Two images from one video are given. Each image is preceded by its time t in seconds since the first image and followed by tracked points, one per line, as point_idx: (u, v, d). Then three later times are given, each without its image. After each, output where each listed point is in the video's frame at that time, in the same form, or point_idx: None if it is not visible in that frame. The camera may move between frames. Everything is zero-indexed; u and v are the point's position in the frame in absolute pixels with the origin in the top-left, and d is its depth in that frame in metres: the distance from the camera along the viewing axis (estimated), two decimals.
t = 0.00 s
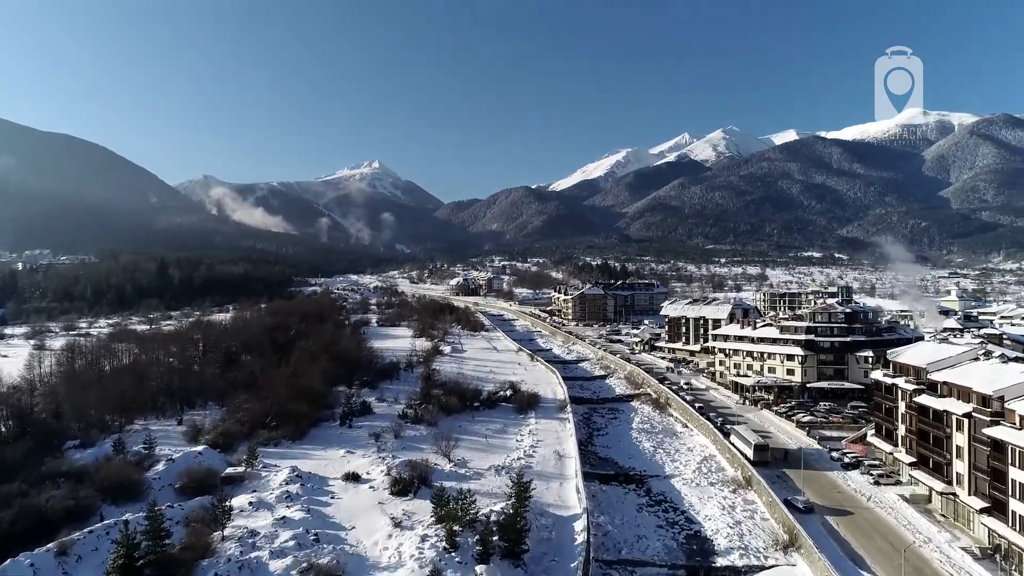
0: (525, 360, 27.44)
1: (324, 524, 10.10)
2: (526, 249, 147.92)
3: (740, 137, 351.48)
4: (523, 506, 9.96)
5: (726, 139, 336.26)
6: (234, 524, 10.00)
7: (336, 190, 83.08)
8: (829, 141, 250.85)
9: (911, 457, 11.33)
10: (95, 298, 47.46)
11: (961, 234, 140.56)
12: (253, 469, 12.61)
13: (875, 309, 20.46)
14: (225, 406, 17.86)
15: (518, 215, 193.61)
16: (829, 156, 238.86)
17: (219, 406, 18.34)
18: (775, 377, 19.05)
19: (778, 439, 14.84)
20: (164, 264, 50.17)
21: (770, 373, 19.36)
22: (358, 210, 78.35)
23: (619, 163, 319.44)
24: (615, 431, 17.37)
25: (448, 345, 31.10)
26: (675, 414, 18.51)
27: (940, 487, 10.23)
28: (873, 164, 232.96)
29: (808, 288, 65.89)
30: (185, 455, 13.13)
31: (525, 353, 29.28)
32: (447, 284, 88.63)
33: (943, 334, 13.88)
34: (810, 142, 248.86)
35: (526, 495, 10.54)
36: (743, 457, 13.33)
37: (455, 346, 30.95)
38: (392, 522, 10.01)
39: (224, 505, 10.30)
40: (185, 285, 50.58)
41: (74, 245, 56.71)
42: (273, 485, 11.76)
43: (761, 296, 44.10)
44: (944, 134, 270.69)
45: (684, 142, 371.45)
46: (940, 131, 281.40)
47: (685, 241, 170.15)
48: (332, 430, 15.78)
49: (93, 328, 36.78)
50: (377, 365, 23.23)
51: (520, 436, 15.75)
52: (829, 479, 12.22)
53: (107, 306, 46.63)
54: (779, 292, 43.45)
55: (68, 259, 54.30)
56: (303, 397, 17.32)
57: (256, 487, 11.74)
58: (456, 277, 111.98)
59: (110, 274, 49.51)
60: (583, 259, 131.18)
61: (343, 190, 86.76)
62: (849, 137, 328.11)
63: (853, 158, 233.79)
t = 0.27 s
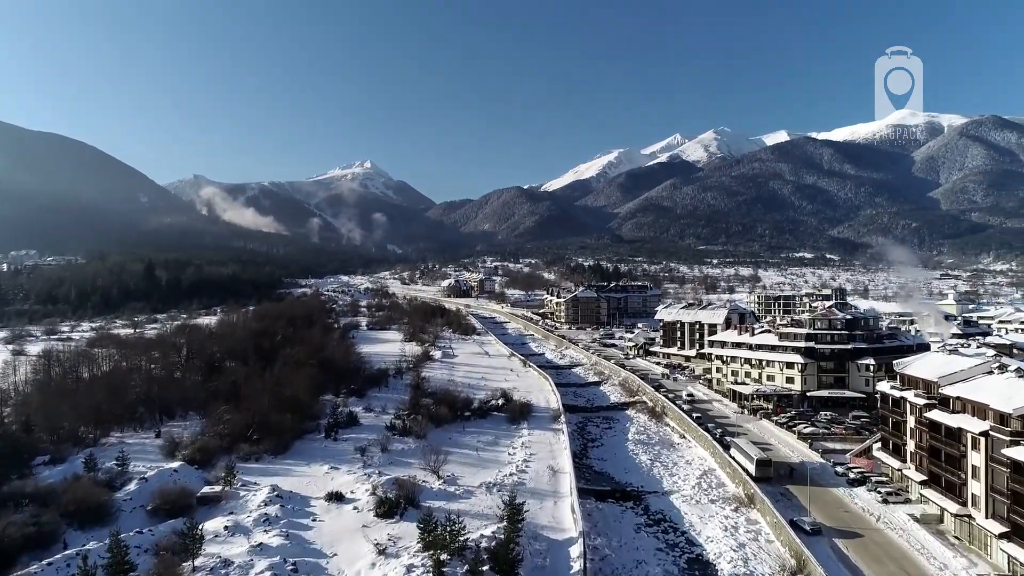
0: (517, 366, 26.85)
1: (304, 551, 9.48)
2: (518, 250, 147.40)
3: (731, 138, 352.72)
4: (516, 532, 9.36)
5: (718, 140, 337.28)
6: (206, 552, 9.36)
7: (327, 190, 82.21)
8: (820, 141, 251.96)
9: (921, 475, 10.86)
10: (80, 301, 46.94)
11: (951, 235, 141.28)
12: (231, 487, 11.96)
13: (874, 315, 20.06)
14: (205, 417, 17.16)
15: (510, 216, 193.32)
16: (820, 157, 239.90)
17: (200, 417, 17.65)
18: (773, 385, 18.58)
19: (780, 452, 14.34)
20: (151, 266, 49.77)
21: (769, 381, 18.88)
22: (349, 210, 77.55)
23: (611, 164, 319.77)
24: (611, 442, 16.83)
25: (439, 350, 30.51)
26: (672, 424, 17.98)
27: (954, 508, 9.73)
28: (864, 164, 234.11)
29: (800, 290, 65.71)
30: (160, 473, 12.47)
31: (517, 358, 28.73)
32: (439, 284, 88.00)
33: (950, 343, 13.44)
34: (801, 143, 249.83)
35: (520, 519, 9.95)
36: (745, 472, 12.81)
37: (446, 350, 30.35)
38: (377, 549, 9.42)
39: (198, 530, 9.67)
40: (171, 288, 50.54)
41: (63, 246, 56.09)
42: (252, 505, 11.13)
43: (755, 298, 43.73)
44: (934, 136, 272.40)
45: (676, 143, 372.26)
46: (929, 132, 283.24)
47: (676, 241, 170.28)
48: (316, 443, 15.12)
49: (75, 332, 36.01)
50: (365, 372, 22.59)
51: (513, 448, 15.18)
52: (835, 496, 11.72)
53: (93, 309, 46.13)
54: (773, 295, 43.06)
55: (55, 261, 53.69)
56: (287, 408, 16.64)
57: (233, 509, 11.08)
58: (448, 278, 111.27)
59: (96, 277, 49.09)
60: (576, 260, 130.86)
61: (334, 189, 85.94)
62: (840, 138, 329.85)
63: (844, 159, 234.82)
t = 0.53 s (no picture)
0: (511, 372, 26.22)
1: None
2: (512, 251, 146.70)
3: (725, 139, 353.42)
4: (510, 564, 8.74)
5: (712, 141, 337.78)
6: None
7: (321, 189, 81.27)
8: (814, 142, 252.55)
9: (936, 495, 10.35)
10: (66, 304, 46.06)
11: (944, 235, 141.70)
12: (208, 509, 11.30)
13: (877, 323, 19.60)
14: (187, 430, 16.50)
15: (504, 216, 192.69)
16: (814, 158, 240.45)
17: (181, 429, 16.93)
18: (775, 394, 18.05)
19: (784, 466, 13.80)
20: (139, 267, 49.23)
21: (770, 390, 18.36)
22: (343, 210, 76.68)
23: (605, 164, 319.66)
24: (609, 455, 16.24)
25: (431, 355, 29.87)
26: (671, 435, 17.41)
27: (972, 534, 9.22)
28: (857, 165, 234.75)
29: (796, 292, 65.37)
30: (133, 492, 11.78)
31: (510, 364, 28.11)
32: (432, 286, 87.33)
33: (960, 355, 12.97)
34: (795, 143, 250.27)
35: (514, 547, 9.33)
36: (750, 490, 12.24)
37: (438, 355, 29.73)
38: None
39: (169, 560, 9.03)
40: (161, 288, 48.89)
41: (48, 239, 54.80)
42: (229, 530, 10.48)
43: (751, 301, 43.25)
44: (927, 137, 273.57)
45: (670, 143, 372.69)
46: (922, 133, 284.47)
47: (671, 242, 170.07)
48: (301, 458, 14.47)
49: (60, 336, 35.15)
50: (354, 379, 21.97)
51: (506, 463, 14.56)
52: (843, 517, 11.18)
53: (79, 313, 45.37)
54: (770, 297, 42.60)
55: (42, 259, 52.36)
56: (272, 421, 15.97)
57: (209, 534, 10.42)
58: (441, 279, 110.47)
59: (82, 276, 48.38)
60: (570, 261, 130.38)
61: (327, 189, 85.02)
62: (833, 139, 331.09)
63: (837, 160, 235.24)
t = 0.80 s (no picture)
0: (508, 379, 25.63)
1: None
2: (509, 251, 146.12)
3: (722, 139, 353.40)
4: None
5: (708, 141, 337.71)
6: None
7: (317, 189, 80.51)
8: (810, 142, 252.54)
9: (957, 522, 9.82)
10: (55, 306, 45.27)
11: (941, 236, 141.71)
12: (186, 535, 10.67)
13: (884, 331, 19.11)
14: (170, 444, 15.84)
15: (501, 216, 192.13)
16: (810, 158, 240.50)
17: (164, 444, 16.23)
18: (779, 406, 17.51)
19: (792, 484, 13.24)
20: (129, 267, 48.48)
21: (774, 401, 17.81)
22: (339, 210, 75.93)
23: (602, 164, 319.30)
24: (608, 470, 15.64)
25: (426, 360, 29.25)
26: (672, 447, 16.83)
27: (999, 566, 8.68)
28: (853, 165, 234.89)
29: (794, 293, 64.99)
30: (106, 518, 11.12)
31: (506, 370, 27.49)
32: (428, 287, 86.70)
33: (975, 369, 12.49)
34: (792, 143, 250.17)
35: None
36: (758, 512, 11.67)
37: (433, 361, 29.11)
38: None
39: None
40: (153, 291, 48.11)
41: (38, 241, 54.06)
42: (208, 559, 9.86)
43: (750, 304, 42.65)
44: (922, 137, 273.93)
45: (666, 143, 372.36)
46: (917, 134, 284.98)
47: (667, 242, 169.75)
48: (287, 476, 13.84)
49: (47, 341, 34.39)
50: (346, 388, 21.34)
51: (502, 480, 13.95)
52: (857, 542, 10.62)
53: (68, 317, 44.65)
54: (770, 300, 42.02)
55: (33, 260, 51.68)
56: (258, 436, 15.32)
57: (186, 563, 9.80)
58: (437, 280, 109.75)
59: (72, 278, 47.36)
60: (567, 262, 129.90)
61: (323, 189, 84.24)
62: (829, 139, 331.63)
63: (833, 160, 235.38)
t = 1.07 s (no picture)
0: (506, 387, 24.98)
1: None
2: (506, 252, 145.45)
3: (720, 139, 353.59)
4: None
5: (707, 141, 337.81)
6: None
7: (314, 189, 79.72)
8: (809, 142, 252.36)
9: (982, 553, 9.22)
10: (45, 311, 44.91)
11: (939, 237, 141.77)
12: (162, 564, 10.04)
13: (894, 340, 18.54)
14: (152, 462, 15.18)
15: (499, 216, 191.56)
16: (809, 158, 240.34)
17: (147, 461, 15.57)
18: (786, 418, 16.92)
19: (802, 505, 12.63)
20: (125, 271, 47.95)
21: (780, 413, 17.23)
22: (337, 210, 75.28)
23: (600, 164, 319.00)
24: (610, 487, 15.00)
25: (422, 367, 28.61)
26: (676, 463, 16.20)
27: None
28: (851, 166, 234.75)
29: (794, 296, 64.42)
30: (76, 547, 10.45)
31: (504, 377, 26.89)
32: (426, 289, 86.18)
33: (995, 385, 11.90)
34: (790, 143, 249.92)
35: None
36: (768, 538, 11.04)
37: (429, 367, 28.47)
38: None
39: None
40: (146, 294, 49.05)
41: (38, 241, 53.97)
42: None
43: (750, 307, 42.01)
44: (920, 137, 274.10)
45: (665, 143, 373.13)
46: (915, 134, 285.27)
47: (666, 243, 169.34)
48: (273, 497, 13.20)
49: (36, 346, 33.78)
50: (339, 398, 20.69)
51: (498, 500, 13.33)
52: (874, 572, 10.03)
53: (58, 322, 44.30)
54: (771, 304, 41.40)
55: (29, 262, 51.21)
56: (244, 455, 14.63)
57: None
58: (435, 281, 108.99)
59: (66, 281, 47.24)
60: (565, 263, 129.27)
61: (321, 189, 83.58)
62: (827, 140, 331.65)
63: (832, 160, 235.14)
